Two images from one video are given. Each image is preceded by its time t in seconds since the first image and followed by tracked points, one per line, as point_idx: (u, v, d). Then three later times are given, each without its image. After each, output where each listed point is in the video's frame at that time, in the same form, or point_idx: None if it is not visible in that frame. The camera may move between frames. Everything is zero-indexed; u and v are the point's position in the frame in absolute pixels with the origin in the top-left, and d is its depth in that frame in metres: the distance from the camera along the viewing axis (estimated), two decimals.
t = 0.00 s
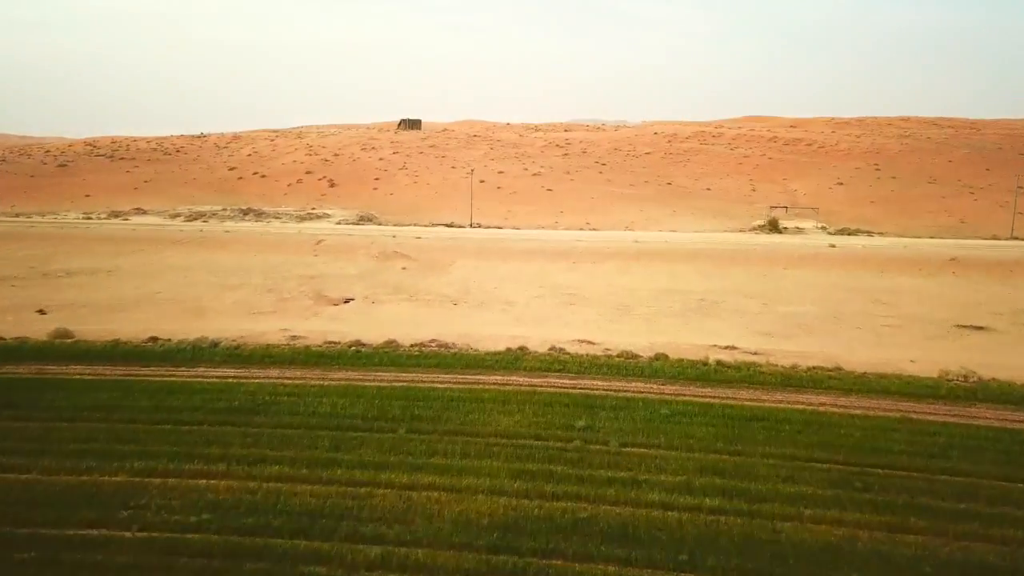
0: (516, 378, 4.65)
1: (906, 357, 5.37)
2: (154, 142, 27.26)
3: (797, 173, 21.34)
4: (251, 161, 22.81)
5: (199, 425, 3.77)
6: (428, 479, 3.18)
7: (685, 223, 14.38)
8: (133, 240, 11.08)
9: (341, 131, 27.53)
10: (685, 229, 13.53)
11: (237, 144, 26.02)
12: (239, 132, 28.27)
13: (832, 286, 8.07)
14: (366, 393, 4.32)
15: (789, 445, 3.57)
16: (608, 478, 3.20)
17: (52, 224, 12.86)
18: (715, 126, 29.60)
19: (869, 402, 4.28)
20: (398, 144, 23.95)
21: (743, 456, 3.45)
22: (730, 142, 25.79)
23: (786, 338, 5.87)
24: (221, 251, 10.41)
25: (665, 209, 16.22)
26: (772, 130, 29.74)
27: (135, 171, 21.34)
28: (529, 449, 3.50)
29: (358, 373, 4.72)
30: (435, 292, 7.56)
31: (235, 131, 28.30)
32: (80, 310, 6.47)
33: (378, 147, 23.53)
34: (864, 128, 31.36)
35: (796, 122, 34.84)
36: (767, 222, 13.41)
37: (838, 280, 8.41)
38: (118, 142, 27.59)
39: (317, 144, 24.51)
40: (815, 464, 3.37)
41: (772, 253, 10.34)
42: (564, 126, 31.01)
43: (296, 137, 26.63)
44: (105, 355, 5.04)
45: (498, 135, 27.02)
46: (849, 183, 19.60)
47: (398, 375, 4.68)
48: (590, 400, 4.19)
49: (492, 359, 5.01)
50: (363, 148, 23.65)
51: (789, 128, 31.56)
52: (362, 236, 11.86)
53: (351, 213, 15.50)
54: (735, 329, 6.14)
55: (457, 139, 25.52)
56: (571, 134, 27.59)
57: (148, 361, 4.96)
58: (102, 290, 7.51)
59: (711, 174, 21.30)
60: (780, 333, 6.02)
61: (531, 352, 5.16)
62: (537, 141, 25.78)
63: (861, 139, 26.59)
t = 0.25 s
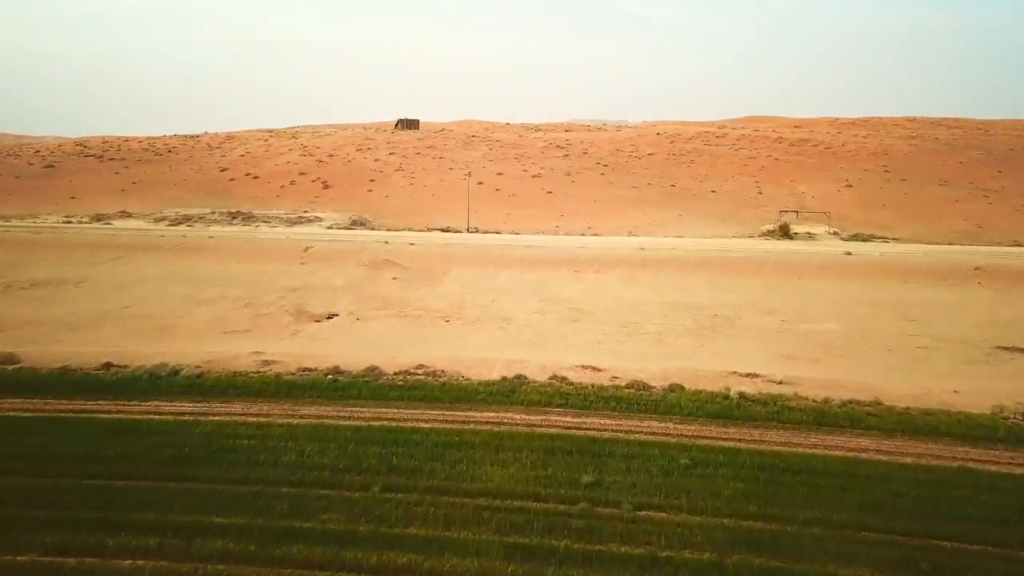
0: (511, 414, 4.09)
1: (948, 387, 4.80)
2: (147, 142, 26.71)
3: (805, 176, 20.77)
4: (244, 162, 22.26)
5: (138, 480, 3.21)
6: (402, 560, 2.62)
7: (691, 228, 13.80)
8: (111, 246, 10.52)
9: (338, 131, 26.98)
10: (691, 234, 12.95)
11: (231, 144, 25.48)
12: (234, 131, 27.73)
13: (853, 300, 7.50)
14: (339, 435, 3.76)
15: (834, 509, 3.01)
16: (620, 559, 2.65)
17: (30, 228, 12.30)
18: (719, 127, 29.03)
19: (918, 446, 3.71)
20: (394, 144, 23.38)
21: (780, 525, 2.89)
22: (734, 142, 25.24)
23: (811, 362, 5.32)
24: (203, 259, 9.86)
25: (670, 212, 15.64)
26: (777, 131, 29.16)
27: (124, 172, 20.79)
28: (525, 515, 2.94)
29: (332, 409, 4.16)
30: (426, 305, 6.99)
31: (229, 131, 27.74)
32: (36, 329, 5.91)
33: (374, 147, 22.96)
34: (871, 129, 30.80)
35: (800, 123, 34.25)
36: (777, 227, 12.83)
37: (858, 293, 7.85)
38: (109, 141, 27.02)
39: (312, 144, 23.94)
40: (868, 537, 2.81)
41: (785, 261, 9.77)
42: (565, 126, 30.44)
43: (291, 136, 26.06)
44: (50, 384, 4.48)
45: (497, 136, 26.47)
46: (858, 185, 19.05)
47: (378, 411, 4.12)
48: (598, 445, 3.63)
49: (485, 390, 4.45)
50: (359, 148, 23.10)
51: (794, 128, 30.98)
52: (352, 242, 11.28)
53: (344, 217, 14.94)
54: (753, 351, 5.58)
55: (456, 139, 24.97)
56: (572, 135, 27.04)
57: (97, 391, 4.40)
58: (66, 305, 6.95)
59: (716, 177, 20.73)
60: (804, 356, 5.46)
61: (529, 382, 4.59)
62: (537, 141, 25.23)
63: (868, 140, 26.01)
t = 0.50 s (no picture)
0: (505, 472, 3.53)
1: (1000, 432, 4.25)
2: (139, 144, 26.18)
3: (811, 181, 20.22)
4: (237, 165, 21.71)
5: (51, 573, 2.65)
6: None
7: (697, 236, 13.25)
8: (87, 257, 9.96)
9: (334, 133, 26.43)
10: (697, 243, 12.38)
11: (224, 146, 24.93)
12: (228, 133, 27.18)
13: (877, 322, 6.93)
14: (303, 503, 3.20)
15: None
16: None
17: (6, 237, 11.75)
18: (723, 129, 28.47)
19: (984, 519, 3.15)
20: (391, 147, 22.85)
21: None
22: (739, 145, 24.70)
23: (842, 399, 4.76)
24: (182, 272, 9.30)
25: (674, 219, 15.08)
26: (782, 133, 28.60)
27: (113, 175, 20.23)
28: None
29: (299, 466, 3.59)
30: (415, 327, 6.43)
31: (224, 132, 27.21)
32: None
33: (370, 150, 22.41)
34: (877, 131, 30.27)
35: (805, 126, 33.71)
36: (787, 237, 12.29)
37: (882, 312, 7.29)
38: (101, 143, 26.49)
39: (307, 146, 23.40)
40: None
41: (799, 275, 9.21)
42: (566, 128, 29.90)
43: (286, 138, 25.51)
44: None
45: (497, 138, 25.94)
46: (867, 190, 18.52)
47: (352, 469, 3.55)
48: (607, 519, 3.06)
49: (476, 440, 3.89)
50: (354, 150, 22.56)
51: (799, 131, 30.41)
52: (342, 251, 10.71)
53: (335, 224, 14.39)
54: (775, 386, 5.03)
55: (454, 141, 24.43)
56: (573, 137, 26.50)
57: (31, 442, 3.83)
58: (23, 327, 6.38)
59: (720, 182, 20.18)
60: (833, 392, 4.91)
61: (527, 430, 4.02)
62: (537, 144, 24.69)
63: (876, 143, 25.46)
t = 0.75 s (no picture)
0: (502, 570, 3.02)
1: None
2: (130, 149, 25.66)
3: (818, 188, 19.71)
4: (230, 170, 21.20)
5: None
6: None
7: (703, 249, 12.72)
8: (62, 275, 9.44)
9: (330, 137, 25.93)
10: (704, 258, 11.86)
11: (218, 151, 24.41)
12: (222, 137, 26.65)
13: (906, 356, 6.40)
14: None
15: None
16: None
17: None
18: (725, 133, 27.97)
19: None
20: (388, 152, 22.31)
21: None
22: (743, 149, 24.20)
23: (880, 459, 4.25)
24: (162, 293, 8.78)
25: (679, 230, 14.56)
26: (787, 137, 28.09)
27: (102, 182, 19.71)
28: None
29: (262, 560, 3.07)
30: (405, 362, 5.92)
31: (218, 136, 26.68)
32: None
33: (366, 155, 21.88)
34: (883, 135, 29.78)
35: (809, 130, 33.21)
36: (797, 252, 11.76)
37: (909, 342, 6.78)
38: (92, 147, 25.96)
39: (301, 151, 22.87)
40: None
41: (815, 296, 8.69)
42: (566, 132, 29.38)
43: (281, 143, 24.99)
44: None
45: (496, 142, 25.44)
46: (876, 198, 18.03)
47: (323, 565, 3.03)
48: None
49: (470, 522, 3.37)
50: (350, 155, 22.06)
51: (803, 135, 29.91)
52: (332, 268, 10.18)
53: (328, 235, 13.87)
54: (804, 440, 4.52)
55: (453, 146, 23.93)
56: (574, 141, 26.02)
57: None
58: None
59: (725, 190, 19.67)
60: (869, 449, 4.40)
61: (527, 508, 3.49)
62: (537, 148, 24.19)
63: (882, 148, 24.96)
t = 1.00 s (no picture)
0: None
1: None
2: (121, 153, 25.15)
3: (825, 197, 19.21)
4: (221, 177, 20.69)
5: None
6: None
7: (708, 265, 12.22)
8: (32, 297, 8.91)
9: (325, 142, 25.43)
10: (710, 276, 11.35)
11: (210, 156, 23.92)
12: (215, 141, 26.14)
13: (934, 399, 5.89)
14: None
15: None
16: None
17: None
18: (729, 138, 27.43)
19: None
20: (384, 158, 21.79)
21: None
22: (746, 155, 23.71)
23: (923, 545, 3.76)
24: (136, 319, 8.26)
25: (683, 242, 14.05)
26: (791, 142, 27.58)
27: (89, 188, 19.20)
28: None
29: None
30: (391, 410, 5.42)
31: (211, 140, 26.17)
32: None
33: (361, 161, 21.37)
34: (888, 140, 29.29)
35: (813, 134, 32.69)
36: (807, 270, 11.26)
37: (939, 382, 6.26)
38: (82, 151, 25.45)
39: (295, 156, 22.36)
40: None
41: (831, 323, 8.17)
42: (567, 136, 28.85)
43: (275, 148, 24.47)
44: None
45: (494, 147, 24.94)
46: (885, 208, 17.54)
47: None
48: None
49: None
50: (345, 161, 21.55)
51: (808, 139, 29.39)
52: (319, 288, 9.67)
53: (319, 249, 13.37)
54: (835, 516, 4.02)
55: (450, 151, 23.43)
56: (574, 145, 25.52)
57: None
58: None
59: (729, 199, 19.17)
60: (908, 530, 3.90)
61: None
62: (536, 153, 23.70)
63: (889, 153, 24.44)
